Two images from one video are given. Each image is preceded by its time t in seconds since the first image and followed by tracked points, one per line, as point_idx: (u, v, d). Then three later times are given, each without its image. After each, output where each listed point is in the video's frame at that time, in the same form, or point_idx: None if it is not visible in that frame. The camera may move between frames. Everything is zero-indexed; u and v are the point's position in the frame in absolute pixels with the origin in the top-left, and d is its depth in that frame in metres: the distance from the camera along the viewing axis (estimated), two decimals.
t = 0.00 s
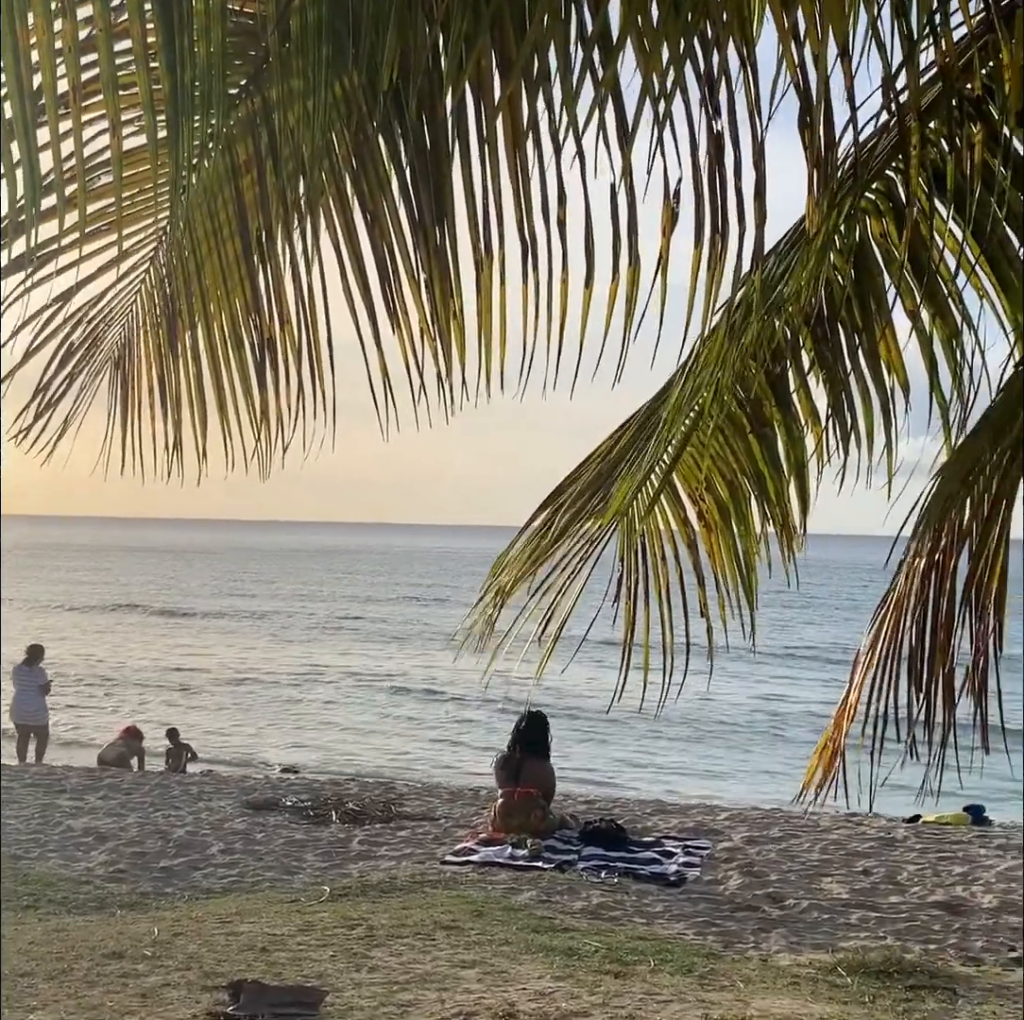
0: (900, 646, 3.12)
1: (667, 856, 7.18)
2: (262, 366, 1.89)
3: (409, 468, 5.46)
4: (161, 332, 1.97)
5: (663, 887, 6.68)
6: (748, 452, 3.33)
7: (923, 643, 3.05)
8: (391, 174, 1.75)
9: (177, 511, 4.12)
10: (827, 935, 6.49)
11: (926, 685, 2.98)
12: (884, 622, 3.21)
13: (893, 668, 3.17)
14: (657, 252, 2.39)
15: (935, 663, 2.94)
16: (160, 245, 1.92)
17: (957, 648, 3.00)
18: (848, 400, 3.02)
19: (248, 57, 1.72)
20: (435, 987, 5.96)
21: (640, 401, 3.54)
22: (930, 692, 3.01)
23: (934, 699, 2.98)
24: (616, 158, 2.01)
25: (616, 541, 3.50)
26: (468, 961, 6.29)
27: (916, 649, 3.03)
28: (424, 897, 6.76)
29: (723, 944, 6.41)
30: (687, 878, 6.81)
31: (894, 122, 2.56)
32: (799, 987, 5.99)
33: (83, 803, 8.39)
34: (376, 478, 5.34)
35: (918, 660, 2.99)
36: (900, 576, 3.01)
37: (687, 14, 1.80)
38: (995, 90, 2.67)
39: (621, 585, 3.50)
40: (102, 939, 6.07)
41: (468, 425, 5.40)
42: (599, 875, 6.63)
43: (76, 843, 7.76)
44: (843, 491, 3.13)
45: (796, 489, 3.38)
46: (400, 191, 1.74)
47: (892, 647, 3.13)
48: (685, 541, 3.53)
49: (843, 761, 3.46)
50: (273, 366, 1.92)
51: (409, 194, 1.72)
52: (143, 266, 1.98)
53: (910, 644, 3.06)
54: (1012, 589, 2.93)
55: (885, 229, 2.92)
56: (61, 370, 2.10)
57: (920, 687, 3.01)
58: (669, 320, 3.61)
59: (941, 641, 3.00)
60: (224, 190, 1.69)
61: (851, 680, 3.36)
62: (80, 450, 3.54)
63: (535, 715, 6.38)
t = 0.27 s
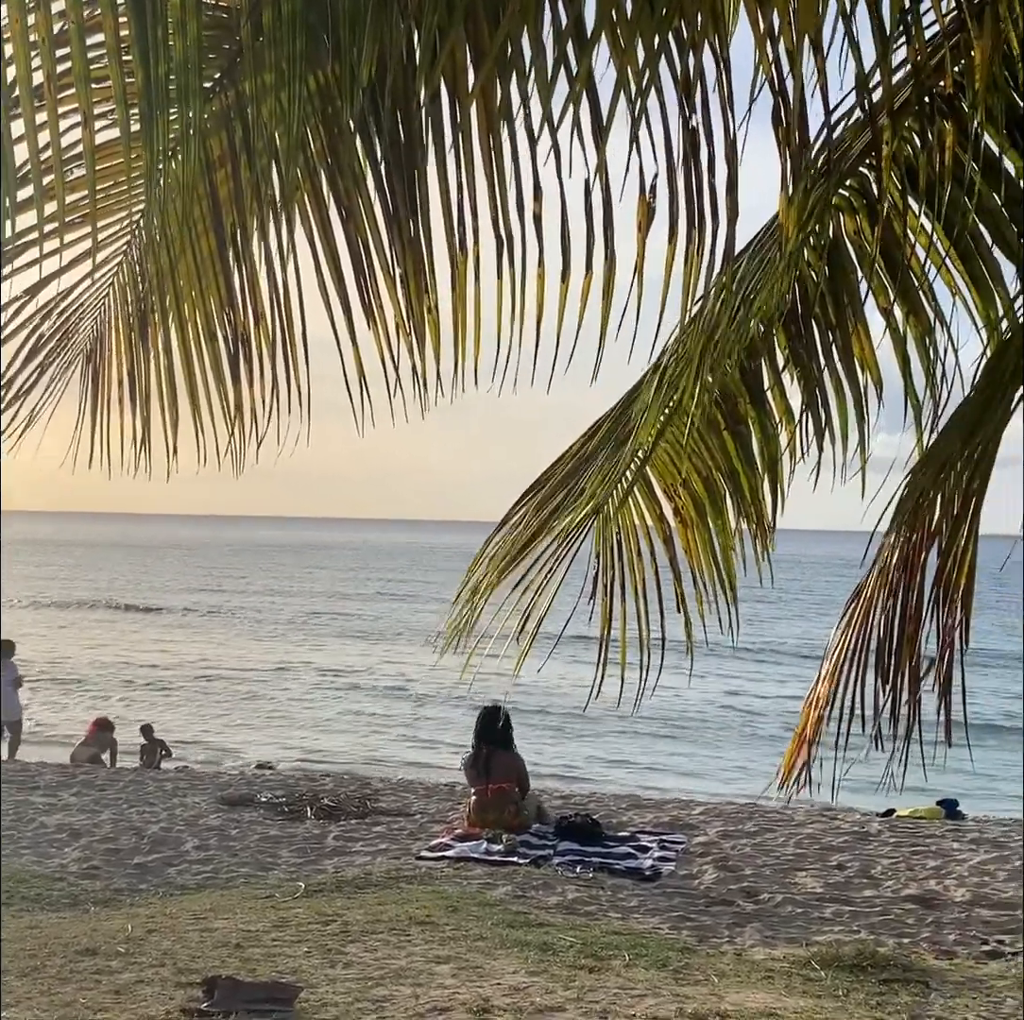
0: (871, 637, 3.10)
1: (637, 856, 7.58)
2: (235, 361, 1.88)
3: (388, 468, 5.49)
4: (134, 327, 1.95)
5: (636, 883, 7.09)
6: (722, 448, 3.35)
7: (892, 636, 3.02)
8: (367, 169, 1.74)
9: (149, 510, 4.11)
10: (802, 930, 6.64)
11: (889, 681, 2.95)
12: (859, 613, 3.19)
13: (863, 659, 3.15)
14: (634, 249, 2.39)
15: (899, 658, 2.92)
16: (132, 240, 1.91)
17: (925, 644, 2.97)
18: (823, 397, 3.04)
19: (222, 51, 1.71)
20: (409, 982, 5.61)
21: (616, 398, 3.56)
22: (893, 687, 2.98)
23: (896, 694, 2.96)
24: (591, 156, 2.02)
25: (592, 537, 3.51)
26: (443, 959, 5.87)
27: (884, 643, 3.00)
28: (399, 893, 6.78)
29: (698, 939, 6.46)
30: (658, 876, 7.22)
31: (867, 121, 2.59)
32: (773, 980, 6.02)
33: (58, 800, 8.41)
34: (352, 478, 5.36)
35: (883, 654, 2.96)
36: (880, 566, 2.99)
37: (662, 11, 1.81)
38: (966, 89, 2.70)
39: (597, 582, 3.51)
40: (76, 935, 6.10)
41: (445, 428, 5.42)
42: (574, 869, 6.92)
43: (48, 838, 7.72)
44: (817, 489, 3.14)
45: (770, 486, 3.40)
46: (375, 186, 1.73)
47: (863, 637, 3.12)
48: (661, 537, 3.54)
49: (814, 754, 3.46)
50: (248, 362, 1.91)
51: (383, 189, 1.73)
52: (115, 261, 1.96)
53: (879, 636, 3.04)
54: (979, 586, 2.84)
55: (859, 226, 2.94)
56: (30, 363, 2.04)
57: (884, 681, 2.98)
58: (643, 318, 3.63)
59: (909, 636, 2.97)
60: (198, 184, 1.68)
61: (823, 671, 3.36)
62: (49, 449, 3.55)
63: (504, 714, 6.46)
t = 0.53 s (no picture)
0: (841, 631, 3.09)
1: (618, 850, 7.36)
2: (205, 360, 1.87)
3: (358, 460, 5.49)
4: (102, 322, 1.94)
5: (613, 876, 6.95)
6: (695, 443, 3.36)
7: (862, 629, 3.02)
8: (339, 164, 1.73)
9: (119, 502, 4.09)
10: (776, 923, 6.62)
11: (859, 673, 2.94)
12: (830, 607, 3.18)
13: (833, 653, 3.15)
14: (607, 246, 2.38)
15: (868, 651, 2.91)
16: (102, 233, 1.91)
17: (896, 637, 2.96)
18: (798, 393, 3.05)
19: (192, 45, 1.70)
20: (385, 979, 5.63)
21: (590, 394, 3.55)
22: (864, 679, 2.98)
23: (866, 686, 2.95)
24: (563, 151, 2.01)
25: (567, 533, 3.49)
26: (420, 952, 5.90)
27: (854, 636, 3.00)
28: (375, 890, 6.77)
29: (674, 933, 6.48)
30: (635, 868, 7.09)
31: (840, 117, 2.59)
32: (748, 977, 5.96)
33: (31, 796, 8.39)
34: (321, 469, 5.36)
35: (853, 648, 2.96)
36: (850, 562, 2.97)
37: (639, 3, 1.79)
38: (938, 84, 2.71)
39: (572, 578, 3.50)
40: (51, 933, 6.05)
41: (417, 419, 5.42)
42: (552, 865, 6.87)
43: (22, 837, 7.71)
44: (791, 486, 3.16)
45: (744, 482, 3.40)
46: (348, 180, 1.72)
47: (833, 631, 3.11)
48: (634, 533, 3.53)
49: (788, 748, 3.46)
50: (218, 361, 1.90)
51: (356, 181, 1.70)
52: (85, 253, 1.96)
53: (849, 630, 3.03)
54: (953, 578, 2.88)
55: (832, 223, 2.94)
56: None
57: (853, 674, 2.98)
58: (616, 313, 3.62)
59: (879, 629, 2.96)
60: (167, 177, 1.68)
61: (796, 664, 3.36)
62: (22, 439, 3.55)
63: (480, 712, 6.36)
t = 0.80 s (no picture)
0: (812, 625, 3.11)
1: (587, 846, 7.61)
2: (174, 358, 1.86)
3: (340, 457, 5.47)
4: (72, 320, 1.93)
5: (588, 872, 7.09)
6: (668, 439, 3.37)
7: (834, 622, 3.03)
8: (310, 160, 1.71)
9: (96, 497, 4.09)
10: (751, 917, 6.65)
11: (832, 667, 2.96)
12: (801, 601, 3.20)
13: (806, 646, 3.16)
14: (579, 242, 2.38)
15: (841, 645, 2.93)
16: (73, 229, 1.89)
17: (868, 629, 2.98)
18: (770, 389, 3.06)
19: (162, 40, 1.69)
20: (360, 977, 5.60)
21: (562, 391, 3.56)
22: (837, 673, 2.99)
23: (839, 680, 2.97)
24: (533, 148, 2.00)
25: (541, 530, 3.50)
26: (394, 948, 5.94)
27: (826, 629, 3.01)
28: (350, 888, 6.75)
29: (648, 926, 6.50)
30: (609, 865, 7.24)
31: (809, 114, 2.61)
32: (721, 970, 5.93)
33: (4, 795, 8.35)
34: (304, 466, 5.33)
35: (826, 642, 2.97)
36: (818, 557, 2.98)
37: None
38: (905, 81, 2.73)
39: (547, 575, 3.50)
40: (24, 932, 6.01)
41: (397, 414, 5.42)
42: (525, 859, 6.85)
43: None
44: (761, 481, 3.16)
45: (718, 477, 3.41)
46: (318, 176, 1.70)
47: (805, 625, 3.12)
48: (608, 530, 3.53)
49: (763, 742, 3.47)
50: (187, 358, 1.89)
51: (326, 176, 1.69)
52: (55, 248, 1.95)
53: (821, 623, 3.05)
54: (920, 575, 2.98)
55: (803, 219, 2.95)
56: None
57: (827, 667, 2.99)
58: (589, 308, 3.62)
59: (851, 621, 2.98)
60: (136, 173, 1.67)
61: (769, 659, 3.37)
62: None
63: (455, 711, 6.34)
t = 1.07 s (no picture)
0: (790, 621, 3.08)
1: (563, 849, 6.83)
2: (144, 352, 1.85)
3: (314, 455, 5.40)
4: (42, 313, 1.92)
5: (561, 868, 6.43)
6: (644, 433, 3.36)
7: (809, 619, 3.02)
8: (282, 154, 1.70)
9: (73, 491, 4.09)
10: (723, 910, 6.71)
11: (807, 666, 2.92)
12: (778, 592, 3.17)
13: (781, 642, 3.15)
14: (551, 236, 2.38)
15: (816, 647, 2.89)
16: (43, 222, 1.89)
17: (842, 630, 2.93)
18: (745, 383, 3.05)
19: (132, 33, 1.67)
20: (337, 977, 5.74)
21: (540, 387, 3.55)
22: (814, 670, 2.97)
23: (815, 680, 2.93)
24: (505, 144, 1.99)
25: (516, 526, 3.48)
26: (368, 942, 6.11)
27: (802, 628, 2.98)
28: (324, 879, 6.38)
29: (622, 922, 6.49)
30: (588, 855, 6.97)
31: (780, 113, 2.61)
32: (696, 963, 6.03)
33: None
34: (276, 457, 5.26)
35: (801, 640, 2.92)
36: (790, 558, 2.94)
37: None
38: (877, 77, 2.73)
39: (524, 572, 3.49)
40: None
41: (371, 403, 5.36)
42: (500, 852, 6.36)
43: None
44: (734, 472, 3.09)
45: (692, 472, 3.41)
46: (290, 171, 1.69)
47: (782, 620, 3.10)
48: (585, 525, 3.53)
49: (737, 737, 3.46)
50: (159, 352, 1.89)
51: (298, 170, 1.68)
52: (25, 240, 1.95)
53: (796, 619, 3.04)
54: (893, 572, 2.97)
55: (776, 214, 2.96)
56: None
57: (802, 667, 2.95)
58: (563, 301, 3.63)
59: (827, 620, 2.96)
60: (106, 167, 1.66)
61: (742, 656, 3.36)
62: None
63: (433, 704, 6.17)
